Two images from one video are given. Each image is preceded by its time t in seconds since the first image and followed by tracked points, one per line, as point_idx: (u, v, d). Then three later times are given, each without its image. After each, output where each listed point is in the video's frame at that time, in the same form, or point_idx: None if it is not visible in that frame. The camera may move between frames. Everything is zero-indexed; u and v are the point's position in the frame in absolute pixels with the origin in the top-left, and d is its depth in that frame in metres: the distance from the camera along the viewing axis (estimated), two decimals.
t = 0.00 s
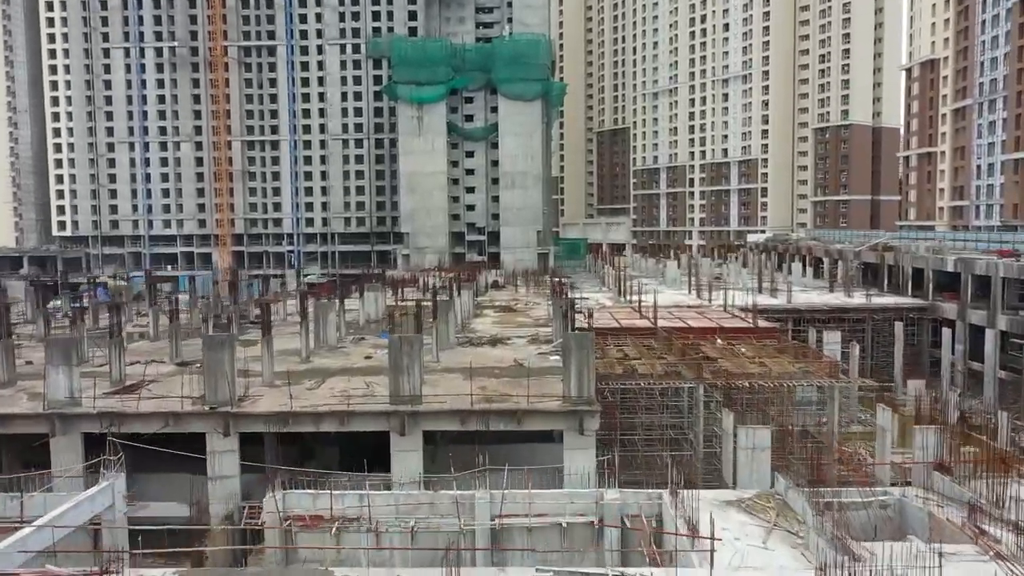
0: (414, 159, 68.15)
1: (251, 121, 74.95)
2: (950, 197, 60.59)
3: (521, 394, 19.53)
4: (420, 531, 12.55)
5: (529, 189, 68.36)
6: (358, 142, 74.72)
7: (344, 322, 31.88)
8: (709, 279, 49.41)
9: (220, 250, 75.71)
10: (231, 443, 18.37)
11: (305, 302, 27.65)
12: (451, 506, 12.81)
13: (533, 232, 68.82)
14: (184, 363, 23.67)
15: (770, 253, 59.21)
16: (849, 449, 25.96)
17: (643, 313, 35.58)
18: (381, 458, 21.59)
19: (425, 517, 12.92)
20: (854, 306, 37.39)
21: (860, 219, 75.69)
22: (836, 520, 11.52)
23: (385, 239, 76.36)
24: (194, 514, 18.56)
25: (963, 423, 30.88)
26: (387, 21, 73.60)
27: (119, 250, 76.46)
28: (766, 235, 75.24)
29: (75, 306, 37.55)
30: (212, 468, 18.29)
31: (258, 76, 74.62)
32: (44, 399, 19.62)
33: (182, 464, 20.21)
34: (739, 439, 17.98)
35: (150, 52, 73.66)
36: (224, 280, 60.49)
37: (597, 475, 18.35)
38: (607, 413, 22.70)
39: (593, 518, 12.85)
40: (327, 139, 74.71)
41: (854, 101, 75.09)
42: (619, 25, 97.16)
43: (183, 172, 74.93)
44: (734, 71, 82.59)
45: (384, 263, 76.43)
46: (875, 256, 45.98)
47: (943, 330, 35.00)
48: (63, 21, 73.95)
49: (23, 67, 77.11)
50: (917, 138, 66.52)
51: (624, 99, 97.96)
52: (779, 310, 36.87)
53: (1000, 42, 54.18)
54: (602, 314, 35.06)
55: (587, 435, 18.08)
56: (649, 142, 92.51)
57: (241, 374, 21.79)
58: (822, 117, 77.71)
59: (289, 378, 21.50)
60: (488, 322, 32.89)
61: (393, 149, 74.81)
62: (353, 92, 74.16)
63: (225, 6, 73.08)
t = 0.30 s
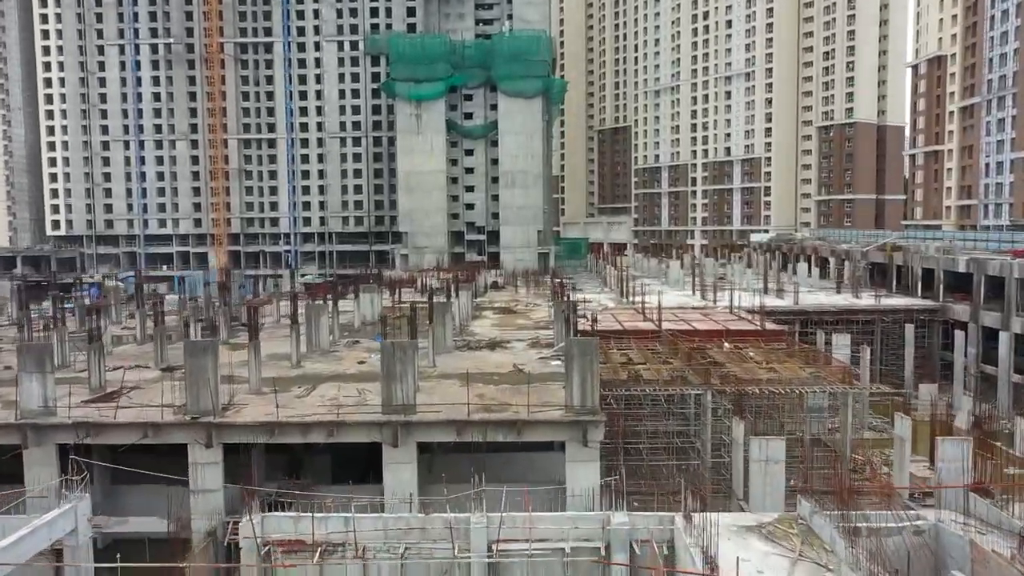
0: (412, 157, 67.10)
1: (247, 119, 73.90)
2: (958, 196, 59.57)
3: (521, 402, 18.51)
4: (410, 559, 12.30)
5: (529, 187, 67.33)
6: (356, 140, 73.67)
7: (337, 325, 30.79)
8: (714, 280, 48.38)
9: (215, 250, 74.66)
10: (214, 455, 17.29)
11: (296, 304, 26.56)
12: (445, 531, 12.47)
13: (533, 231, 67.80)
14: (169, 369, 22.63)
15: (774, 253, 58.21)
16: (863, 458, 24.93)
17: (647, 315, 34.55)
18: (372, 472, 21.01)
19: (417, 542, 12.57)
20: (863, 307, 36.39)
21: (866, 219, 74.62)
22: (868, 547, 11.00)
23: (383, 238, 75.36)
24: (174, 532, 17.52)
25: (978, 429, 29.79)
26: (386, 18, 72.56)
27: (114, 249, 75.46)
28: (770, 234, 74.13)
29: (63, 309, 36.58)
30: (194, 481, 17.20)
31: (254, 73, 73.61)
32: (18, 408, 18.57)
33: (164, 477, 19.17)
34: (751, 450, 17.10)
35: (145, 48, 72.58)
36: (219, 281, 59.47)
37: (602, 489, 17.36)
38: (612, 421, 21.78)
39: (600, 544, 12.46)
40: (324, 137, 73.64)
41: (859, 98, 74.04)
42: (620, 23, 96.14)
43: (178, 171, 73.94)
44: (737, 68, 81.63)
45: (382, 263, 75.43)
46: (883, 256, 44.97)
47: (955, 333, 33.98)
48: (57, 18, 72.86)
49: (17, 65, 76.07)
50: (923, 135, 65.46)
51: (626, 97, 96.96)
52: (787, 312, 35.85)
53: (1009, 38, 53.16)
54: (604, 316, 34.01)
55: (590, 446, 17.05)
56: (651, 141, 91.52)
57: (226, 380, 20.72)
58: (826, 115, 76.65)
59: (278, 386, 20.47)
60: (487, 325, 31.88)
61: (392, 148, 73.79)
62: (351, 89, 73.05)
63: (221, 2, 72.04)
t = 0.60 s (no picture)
0: (409, 156, 66.13)
1: (243, 118, 72.97)
2: (964, 196, 58.70)
3: (521, 412, 17.55)
4: None
5: (528, 187, 66.36)
6: (353, 139, 72.62)
7: (331, 327, 29.82)
8: (718, 281, 47.47)
9: (211, 251, 73.72)
10: (196, 469, 16.30)
11: (285, 307, 25.56)
12: (436, 561, 11.69)
13: (532, 231, 66.84)
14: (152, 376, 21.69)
15: (778, 254, 57.35)
16: (875, 468, 23.94)
17: (650, 317, 33.64)
18: (361, 493, 20.14)
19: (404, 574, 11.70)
20: (871, 309, 35.43)
21: (870, 218, 73.76)
22: None
23: (381, 238, 74.45)
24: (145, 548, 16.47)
25: (991, 436, 28.87)
26: (383, 15, 71.55)
27: (108, 249, 74.54)
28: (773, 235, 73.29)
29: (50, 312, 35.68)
30: (175, 497, 16.22)
31: (250, 71, 72.69)
32: None
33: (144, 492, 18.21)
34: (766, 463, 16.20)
35: (140, 46, 71.54)
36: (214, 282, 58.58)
37: (605, 506, 16.41)
38: (615, 430, 20.84)
39: None
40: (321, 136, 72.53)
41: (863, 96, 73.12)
42: (621, 20, 95.23)
43: (174, 170, 73.01)
44: (739, 66, 80.82)
45: (380, 264, 74.49)
46: (890, 257, 44.06)
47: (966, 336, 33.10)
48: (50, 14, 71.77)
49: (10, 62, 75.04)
50: (928, 134, 64.56)
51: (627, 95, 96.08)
52: (793, 315, 34.85)
53: (1017, 34, 52.22)
54: (606, 319, 33.04)
55: (594, 460, 16.08)
56: (653, 140, 90.66)
57: (211, 388, 19.76)
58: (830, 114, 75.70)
59: (265, 394, 19.50)
60: (486, 328, 30.96)
61: (389, 146, 72.81)
62: (348, 87, 71.81)
63: None
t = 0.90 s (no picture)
0: (407, 155, 65.10)
1: (239, 116, 72.01)
2: (972, 196, 57.68)
3: (519, 424, 16.43)
4: None
5: (528, 186, 65.32)
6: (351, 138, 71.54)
7: (324, 331, 28.77)
8: (722, 283, 46.44)
9: (206, 252, 72.69)
10: (174, 485, 15.28)
11: (275, 310, 24.52)
12: None
13: (533, 231, 65.80)
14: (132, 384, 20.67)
15: (783, 255, 56.31)
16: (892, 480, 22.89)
17: (654, 320, 32.63)
18: (353, 507, 19.39)
19: None
20: (881, 313, 34.40)
21: (875, 219, 72.73)
22: None
23: (379, 239, 73.41)
24: (117, 568, 15.28)
25: (1008, 443, 27.83)
26: (381, 12, 70.57)
27: (102, 250, 73.51)
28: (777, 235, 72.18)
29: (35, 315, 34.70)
30: (152, 516, 15.17)
31: (246, 69, 71.70)
32: None
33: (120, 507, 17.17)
34: (783, 481, 15.16)
35: (134, 43, 70.52)
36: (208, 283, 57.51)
37: (609, 526, 15.29)
38: (619, 442, 19.79)
39: None
40: (318, 135, 71.53)
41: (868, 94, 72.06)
42: (622, 19, 94.35)
43: (168, 169, 72.00)
44: (742, 64, 79.86)
45: (378, 264, 73.44)
46: (899, 258, 43.06)
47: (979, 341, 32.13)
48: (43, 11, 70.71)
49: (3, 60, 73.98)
50: (935, 133, 63.47)
51: (628, 94, 95.13)
52: (801, 317, 33.83)
53: None
54: (608, 322, 31.99)
55: (598, 477, 15.03)
56: (654, 139, 89.66)
57: (194, 397, 18.74)
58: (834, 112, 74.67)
59: (249, 404, 18.46)
60: (484, 331, 29.95)
61: (388, 146, 71.79)
62: (345, 85, 70.85)
63: None
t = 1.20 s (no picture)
0: (405, 153, 64.01)
1: (234, 115, 70.96)
2: (980, 195, 56.59)
3: (518, 438, 15.33)
4: None
5: (528, 185, 64.23)
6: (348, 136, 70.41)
7: (315, 334, 27.60)
8: (727, 284, 45.32)
9: (201, 252, 71.57)
10: (146, 505, 14.14)
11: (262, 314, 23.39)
12: None
13: (533, 232, 64.68)
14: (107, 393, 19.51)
15: (787, 256, 55.20)
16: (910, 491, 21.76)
17: (658, 323, 31.52)
18: (343, 522, 18.10)
19: None
20: (891, 315, 33.33)
21: (880, 219, 71.61)
22: None
23: (377, 239, 72.28)
24: None
25: None
26: (379, 8, 69.51)
27: (95, 250, 72.38)
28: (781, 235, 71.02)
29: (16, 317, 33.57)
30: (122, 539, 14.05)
31: (242, 67, 70.63)
32: None
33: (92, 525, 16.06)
34: (802, 501, 14.05)
35: (128, 40, 69.42)
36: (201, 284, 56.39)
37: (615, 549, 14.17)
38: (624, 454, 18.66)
39: None
40: (314, 134, 70.47)
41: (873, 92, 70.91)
42: (623, 16, 93.35)
43: (162, 168, 70.91)
44: (745, 62, 78.80)
45: (376, 265, 72.32)
46: (908, 259, 41.96)
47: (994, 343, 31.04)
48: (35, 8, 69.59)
49: None
50: (943, 130, 62.36)
51: (629, 93, 94.06)
52: (811, 320, 32.72)
53: None
54: (611, 326, 30.85)
55: (603, 497, 13.90)
56: (656, 138, 88.59)
57: (172, 408, 17.62)
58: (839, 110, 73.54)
59: (231, 415, 17.34)
60: (481, 335, 28.83)
61: (385, 144, 70.66)
62: (342, 82, 69.80)
63: None
